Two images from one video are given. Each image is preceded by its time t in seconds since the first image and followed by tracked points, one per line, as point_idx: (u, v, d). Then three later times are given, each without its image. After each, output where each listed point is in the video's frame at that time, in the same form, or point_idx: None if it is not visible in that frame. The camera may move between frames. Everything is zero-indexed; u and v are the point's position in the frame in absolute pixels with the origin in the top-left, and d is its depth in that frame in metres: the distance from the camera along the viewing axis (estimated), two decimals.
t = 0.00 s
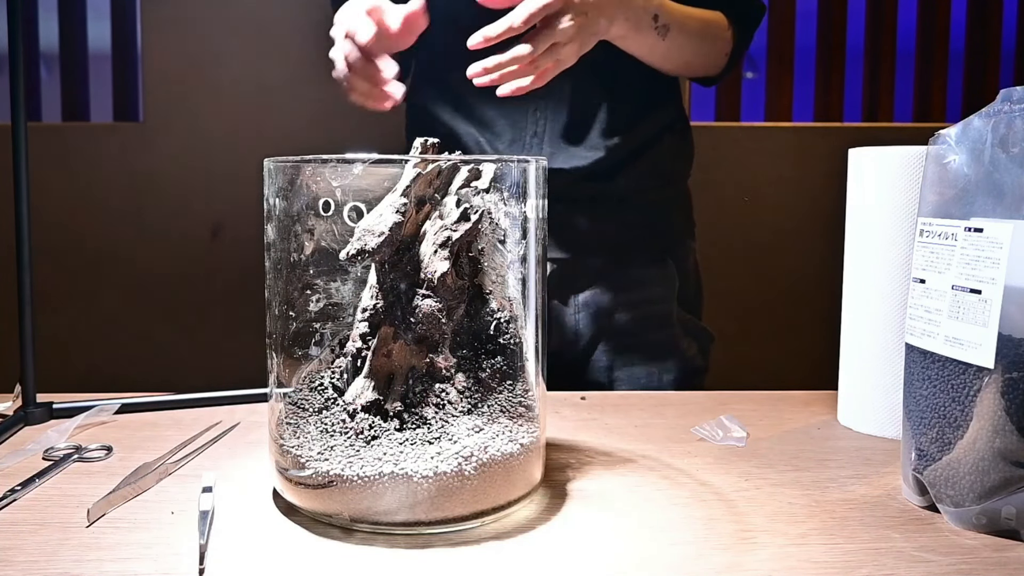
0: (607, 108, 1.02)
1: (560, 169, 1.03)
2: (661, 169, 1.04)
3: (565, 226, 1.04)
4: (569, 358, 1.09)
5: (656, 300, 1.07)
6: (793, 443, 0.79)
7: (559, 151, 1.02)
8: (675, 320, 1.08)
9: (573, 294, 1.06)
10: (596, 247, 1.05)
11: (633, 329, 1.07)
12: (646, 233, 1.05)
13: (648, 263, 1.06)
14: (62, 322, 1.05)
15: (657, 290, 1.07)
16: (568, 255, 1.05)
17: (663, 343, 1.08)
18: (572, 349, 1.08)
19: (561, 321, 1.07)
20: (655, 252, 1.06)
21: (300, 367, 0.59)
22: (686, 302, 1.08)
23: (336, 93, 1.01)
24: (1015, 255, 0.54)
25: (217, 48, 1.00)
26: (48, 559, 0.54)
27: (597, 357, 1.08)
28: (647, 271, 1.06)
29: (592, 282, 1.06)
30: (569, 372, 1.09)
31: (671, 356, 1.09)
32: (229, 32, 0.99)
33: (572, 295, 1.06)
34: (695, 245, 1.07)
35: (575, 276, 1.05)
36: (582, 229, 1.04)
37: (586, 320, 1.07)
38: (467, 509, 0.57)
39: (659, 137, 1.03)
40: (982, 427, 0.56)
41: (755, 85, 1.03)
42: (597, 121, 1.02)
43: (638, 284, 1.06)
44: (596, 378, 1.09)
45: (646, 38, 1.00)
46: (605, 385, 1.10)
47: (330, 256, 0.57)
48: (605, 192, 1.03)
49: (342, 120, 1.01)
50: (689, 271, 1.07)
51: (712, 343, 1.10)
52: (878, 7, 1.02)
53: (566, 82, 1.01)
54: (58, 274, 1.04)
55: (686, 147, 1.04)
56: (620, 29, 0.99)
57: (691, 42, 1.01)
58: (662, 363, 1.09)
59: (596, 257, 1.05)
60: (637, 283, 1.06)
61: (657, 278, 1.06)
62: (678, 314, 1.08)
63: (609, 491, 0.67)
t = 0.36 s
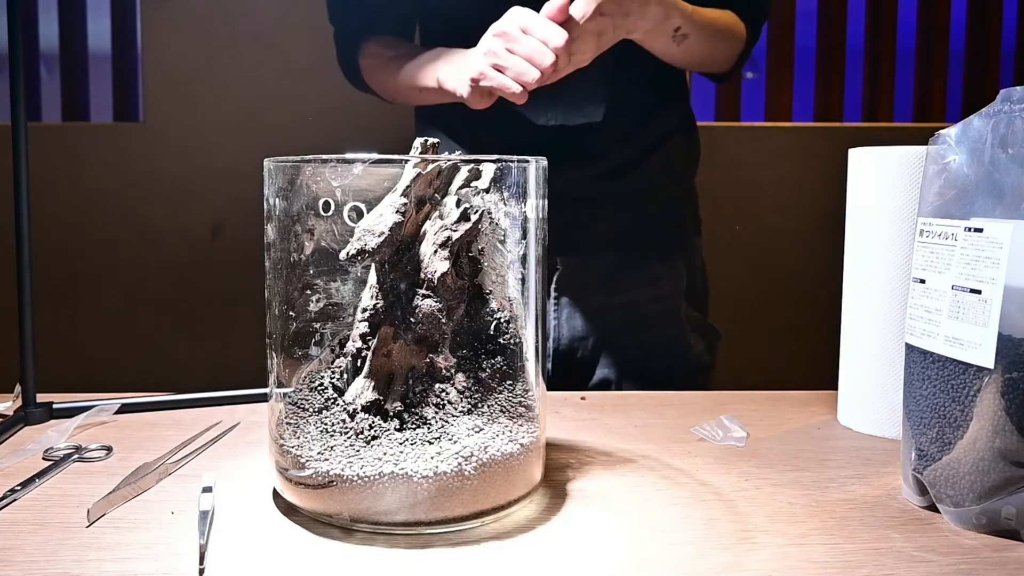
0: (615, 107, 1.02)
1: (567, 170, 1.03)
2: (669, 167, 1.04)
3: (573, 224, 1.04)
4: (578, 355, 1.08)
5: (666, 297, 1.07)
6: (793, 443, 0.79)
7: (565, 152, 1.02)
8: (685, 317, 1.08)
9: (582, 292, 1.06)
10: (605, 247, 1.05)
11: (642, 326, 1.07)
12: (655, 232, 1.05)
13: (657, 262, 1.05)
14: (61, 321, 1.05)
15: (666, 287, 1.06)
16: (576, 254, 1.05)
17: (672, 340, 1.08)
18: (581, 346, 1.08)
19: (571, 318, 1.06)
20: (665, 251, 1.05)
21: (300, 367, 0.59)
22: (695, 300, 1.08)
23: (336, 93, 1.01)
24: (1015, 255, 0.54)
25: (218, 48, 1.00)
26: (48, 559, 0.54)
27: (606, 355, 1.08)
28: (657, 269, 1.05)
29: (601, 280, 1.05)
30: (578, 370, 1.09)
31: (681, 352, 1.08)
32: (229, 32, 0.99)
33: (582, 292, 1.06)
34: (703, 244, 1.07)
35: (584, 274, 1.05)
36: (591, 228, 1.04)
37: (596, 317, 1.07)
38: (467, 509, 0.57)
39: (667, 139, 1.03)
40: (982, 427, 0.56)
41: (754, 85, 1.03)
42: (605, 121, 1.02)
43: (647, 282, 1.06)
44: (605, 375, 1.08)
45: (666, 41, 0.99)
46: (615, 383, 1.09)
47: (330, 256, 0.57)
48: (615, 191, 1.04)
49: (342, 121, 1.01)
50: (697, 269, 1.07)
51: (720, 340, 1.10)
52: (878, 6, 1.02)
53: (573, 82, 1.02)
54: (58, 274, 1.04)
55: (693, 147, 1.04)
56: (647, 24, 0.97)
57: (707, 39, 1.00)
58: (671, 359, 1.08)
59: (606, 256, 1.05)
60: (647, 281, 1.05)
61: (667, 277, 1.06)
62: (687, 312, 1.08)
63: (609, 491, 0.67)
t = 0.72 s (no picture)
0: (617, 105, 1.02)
1: (576, 166, 1.03)
2: (677, 161, 1.04)
3: (580, 220, 1.04)
4: (591, 350, 1.09)
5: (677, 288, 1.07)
6: (793, 443, 0.79)
7: (572, 149, 1.03)
8: (694, 310, 1.08)
9: (593, 287, 1.06)
10: (614, 242, 1.05)
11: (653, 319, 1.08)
12: (662, 226, 1.05)
13: (666, 255, 1.06)
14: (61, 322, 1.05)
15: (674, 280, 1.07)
16: (587, 249, 1.05)
17: (681, 331, 1.08)
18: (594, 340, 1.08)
19: (582, 313, 1.07)
20: (672, 244, 1.06)
21: (300, 367, 0.59)
22: (702, 294, 1.08)
23: (336, 93, 1.01)
24: (1015, 255, 0.54)
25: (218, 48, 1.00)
26: (48, 559, 0.54)
27: (618, 348, 1.08)
28: (667, 262, 1.06)
29: (611, 274, 1.06)
30: (590, 366, 1.09)
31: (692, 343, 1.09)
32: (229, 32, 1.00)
33: (594, 287, 1.06)
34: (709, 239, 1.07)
35: (595, 269, 1.06)
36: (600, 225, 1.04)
37: (607, 312, 1.07)
38: (468, 509, 0.57)
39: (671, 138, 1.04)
40: (982, 427, 0.56)
41: (755, 85, 1.03)
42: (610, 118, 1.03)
43: (656, 275, 1.06)
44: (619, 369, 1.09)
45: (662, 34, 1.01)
46: (629, 377, 1.09)
47: (330, 256, 0.57)
48: (620, 188, 1.04)
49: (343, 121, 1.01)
50: (702, 261, 1.07)
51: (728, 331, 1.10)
52: (877, 7, 1.02)
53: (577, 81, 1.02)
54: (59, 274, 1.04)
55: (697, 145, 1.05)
56: (640, 15, 1.00)
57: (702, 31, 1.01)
58: (680, 351, 1.09)
59: (615, 251, 1.05)
60: (656, 274, 1.06)
61: (675, 269, 1.07)
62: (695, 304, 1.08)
63: (609, 491, 0.67)
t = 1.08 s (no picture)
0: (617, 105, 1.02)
1: (578, 166, 1.03)
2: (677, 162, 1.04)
3: (582, 219, 1.04)
4: (591, 349, 1.08)
5: (676, 288, 1.07)
6: (793, 443, 0.79)
7: (575, 148, 1.03)
8: (692, 310, 1.08)
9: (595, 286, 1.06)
10: (615, 241, 1.05)
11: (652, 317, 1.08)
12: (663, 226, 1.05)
13: (666, 255, 1.06)
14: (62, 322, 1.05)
15: (674, 280, 1.07)
16: (588, 248, 1.05)
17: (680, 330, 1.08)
18: (595, 340, 1.07)
19: (582, 311, 1.06)
20: (673, 245, 1.05)
21: (300, 367, 0.59)
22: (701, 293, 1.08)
23: (336, 93, 1.01)
24: (1015, 255, 0.54)
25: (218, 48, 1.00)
26: (49, 559, 0.54)
27: (617, 346, 1.08)
28: (668, 260, 1.06)
29: (612, 274, 1.05)
30: (589, 364, 1.08)
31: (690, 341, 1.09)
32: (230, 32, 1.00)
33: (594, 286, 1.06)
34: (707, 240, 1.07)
35: (597, 267, 1.05)
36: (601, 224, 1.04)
37: (608, 310, 1.06)
38: (467, 509, 0.57)
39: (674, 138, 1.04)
40: (982, 427, 0.56)
41: (755, 85, 1.03)
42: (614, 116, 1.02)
43: (656, 274, 1.06)
44: (617, 367, 1.09)
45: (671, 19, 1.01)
46: (626, 375, 1.09)
47: (330, 256, 0.57)
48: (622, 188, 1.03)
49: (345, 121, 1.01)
50: (702, 262, 1.07)
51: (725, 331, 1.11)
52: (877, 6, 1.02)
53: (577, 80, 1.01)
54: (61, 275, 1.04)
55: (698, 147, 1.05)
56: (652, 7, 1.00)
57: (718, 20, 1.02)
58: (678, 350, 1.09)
59: (617, 250, 1.05)
60: (656, 273, 1.06)
61: (675, 269, 1.06)
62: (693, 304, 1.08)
63: (609, 491, 0.67)
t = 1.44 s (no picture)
0: (619, 105, 1.02)
1: (579, 165, 1.02)
2: (678, 164, 1.05)
3: (583, 220, 1.03)
4: (591, 351, 1.06)
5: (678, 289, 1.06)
6: (793, 443, 0.79)
7: (576, 148, 1.02)
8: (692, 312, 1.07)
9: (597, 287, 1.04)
10: (618, 242, 1.04)
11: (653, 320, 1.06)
12: (664, 226, 1.04)
13: (668, 255, 1.05)
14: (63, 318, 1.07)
15: (675, 281, 1.05)
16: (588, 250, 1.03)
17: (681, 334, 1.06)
18: (595, 342, 1.06)
19: (583, 312, 1.05)
20: (675, 245, 1.05)
21: (300, 367, 0.59)
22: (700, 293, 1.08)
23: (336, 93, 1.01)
24: (1015, 255, 0.54)
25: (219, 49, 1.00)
26: (49, 559, 0.54)
27: (617, 348, 1.06)
28: (670, 261, 1.05)
29: (614, 274, 1.04)
30: (589, 365, 1.07)
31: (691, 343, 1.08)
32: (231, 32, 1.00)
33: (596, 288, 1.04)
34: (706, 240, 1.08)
35: (599, 269, 1.04)
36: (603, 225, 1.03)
37: (608, 312, 1.05)
38: (467, 509, 0.57)
39: (675, 136, 1.04)
40: (982, 427, 0.56)
41: (754, 85, 1.07)
42: (616, 114, 1.02)
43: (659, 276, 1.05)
44: (617, 370, 1.07)
45: (646, 28, 1.00)
46: (626, 378, 1.08)
47: (330, 256, 0.57)
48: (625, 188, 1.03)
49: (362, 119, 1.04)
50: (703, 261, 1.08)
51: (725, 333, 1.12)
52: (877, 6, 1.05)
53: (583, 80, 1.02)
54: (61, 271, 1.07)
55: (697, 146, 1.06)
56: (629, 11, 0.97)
57: (702, 27, 1.02)
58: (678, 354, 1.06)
59: (620, 252, 1.04)
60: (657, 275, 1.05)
61: (677, 271, 1.05)
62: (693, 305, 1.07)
63: (609, 491, 0.67)
